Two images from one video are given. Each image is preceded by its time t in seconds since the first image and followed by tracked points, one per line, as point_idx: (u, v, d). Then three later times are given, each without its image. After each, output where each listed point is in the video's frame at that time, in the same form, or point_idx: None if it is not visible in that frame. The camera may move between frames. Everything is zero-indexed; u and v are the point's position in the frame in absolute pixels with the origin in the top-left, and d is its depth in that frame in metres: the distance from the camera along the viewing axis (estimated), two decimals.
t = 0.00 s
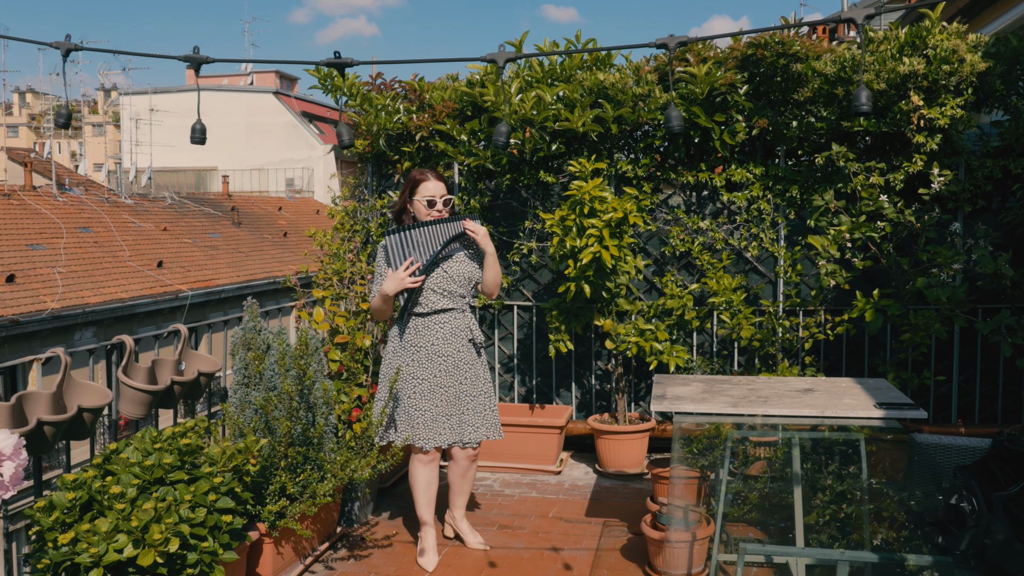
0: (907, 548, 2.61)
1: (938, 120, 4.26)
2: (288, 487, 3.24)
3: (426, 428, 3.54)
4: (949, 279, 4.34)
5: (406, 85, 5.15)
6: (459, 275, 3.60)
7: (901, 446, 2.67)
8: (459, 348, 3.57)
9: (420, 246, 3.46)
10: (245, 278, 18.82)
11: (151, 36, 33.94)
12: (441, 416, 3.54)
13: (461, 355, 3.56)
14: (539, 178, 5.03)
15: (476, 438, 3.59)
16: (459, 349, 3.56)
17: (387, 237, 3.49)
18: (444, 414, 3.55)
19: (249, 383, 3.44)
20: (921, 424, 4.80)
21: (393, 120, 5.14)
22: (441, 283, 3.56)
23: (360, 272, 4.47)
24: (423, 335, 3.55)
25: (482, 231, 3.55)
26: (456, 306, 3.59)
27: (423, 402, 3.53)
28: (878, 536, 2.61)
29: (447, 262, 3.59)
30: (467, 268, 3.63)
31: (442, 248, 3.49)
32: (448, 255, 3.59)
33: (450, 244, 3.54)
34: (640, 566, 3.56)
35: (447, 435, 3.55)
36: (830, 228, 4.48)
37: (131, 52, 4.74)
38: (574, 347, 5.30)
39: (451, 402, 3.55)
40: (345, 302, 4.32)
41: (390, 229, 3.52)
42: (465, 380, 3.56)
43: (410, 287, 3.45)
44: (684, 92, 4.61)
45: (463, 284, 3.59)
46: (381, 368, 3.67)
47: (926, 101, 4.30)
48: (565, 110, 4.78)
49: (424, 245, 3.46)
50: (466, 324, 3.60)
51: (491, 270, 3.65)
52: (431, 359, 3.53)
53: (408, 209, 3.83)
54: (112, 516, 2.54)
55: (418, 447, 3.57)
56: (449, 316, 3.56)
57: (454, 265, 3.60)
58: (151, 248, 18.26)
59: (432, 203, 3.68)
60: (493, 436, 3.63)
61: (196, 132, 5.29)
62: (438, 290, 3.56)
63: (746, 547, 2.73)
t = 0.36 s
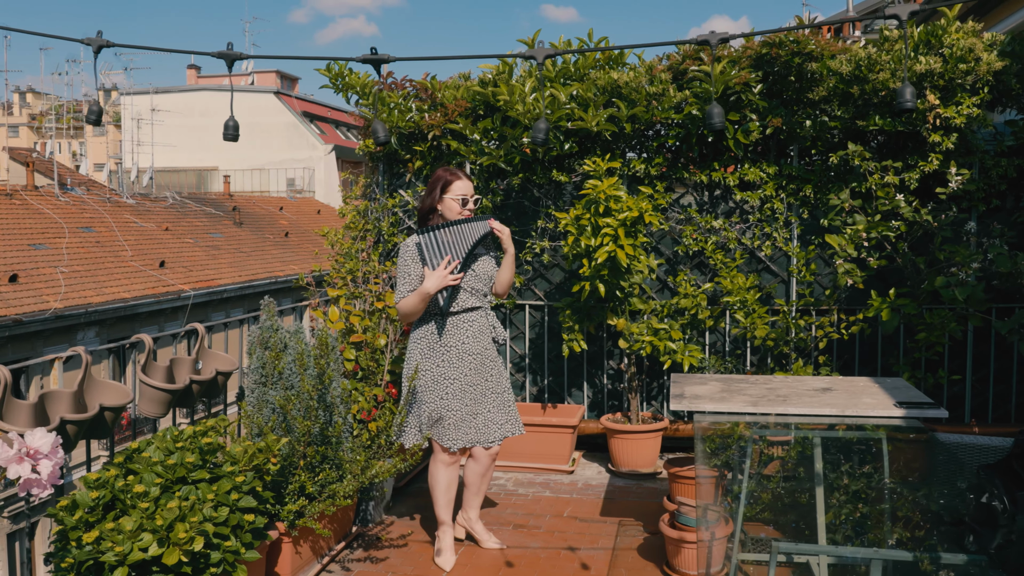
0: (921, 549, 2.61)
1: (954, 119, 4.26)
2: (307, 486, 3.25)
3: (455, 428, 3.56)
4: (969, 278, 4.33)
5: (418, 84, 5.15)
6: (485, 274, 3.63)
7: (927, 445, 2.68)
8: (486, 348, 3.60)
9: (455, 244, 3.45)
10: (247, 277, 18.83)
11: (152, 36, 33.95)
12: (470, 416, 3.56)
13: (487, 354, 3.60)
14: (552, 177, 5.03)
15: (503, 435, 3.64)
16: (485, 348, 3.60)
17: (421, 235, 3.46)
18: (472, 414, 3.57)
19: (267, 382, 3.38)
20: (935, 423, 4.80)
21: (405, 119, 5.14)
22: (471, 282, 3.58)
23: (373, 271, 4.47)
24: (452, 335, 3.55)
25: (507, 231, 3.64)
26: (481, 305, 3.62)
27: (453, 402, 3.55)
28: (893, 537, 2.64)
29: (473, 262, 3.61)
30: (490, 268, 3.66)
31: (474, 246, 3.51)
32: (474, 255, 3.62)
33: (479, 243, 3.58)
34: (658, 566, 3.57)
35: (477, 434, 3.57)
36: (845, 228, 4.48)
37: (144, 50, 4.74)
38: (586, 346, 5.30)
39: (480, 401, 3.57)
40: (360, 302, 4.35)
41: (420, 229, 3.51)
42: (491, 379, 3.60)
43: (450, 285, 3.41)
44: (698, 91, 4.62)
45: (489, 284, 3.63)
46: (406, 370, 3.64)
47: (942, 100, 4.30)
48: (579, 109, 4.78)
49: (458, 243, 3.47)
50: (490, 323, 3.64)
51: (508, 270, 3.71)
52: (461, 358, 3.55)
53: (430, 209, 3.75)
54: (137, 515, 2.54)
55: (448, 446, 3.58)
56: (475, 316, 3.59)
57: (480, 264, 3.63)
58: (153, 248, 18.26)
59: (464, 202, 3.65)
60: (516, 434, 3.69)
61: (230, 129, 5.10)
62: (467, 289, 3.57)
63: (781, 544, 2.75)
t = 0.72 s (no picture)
0: (932, 547, 2.59)
1: (963, 121, 4.30)
2: (323, 486, 3.27)
3: (476, 428, 3.58)
4: (978, 279, 4.35)
5: (427, 86, 5.18)
6: (501, 275, 3.70)
7: (940, 444, 2.71)
8: (500, 348, 3.67)
9: (482, 238, 3.53)
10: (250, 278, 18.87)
11: (153, 37, 33.99)
12: (489, 416, 3.59)
13: (502, 354, 3.67)
14: (561, 178, 5.06)
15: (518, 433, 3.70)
16: (500, 348, 3.66)
17: (452, 226, 3.55)
18: (491, 414, 3.61)
19: (282, 382, 3.44)
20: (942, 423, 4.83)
21: (414, 120, 5.17)
22: (491, 279, 3.64)
23: (384, 272, 4.49)
24: (470, 335, 3.59)
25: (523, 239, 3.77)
26: (497, 306, 3.67)
27: (474, 403, 3.58)
28: (902, 535, 2.63)
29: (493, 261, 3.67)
30: (505, 270, 3.74)
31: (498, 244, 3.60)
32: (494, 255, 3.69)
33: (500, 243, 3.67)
34: (670, 564, 3.60)
35: (496, 433, 3.61)
36: (854, 229, 4.50)
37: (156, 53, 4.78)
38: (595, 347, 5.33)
39: (497, 401, 3.63)
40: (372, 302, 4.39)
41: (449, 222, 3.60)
42: (506, 379, 3.66)
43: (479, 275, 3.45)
44: (707, 92, 4.65)
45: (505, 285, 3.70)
46: (421, 373, 3.65)
47: (951, 102, 4.33)
48: (589, 111, 4.81)
49: (487, 237, 3.55)
50: (504, 325, 3.70)
51: (519, 276, 3.81)
52: (480, 359, 3.59)
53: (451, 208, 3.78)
54: (159, 514, 2.56)
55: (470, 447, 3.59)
56: (492, 315, 3.64)
57: (498, 264, 3.70)
58: (156, 249, 18.29)
59: (489, 202, 3.70)
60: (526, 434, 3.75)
61: (259, 132, 5.04)
62: (487, 286, 3.62)
63: (800, 543, 2.72)
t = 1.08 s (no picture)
0: (933, 544, 2.64)
1: (962, 122, 4.33)
2: (330, 485, 3.30)
3: (480, 429, 3.61)
4: (978, 279, 4.38)
5: (430, 87, 5.21)
6: (505, 280, 3.74)
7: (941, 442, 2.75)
8: (504, 350, 3.70)
9: (488, 242, 3.57)
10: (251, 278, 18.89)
11: (153, 37, 34.00)
12: (493, 418, 3.62)
13: (506, 356, 3.69)
14: (564, 179, 5.09)
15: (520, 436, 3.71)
16: (503, 350, 3.69)
17: (461, 229, 3.61)
18: (495, 415, 3.63)
19: (289, 382, 3.46)
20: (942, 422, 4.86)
21: (418, 121, 5.19)
22: (495, 283, 3.68)
23: (388, 273, 4.52)
24: (473, 337, 3.62)
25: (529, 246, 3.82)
26: (500, 310, 3.70)
27: (477, 404, 3.60)
28: (903, 533, 2.66)
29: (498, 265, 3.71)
30: (509, 276, 3.78)
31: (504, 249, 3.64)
32: (499, 260, 3.73)
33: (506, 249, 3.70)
34: (673, 562, 3.63)
35: (499, 435, 3.63)
36: (855, 229, 4.53)
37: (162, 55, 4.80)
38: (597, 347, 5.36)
39: (501, 402, 3.65)
40: (377, 303, 4.43)
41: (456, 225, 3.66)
42: (510, 381, 3.69)
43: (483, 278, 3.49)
44: (709, 94, 4.68)
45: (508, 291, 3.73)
46: (426, 374, 3.68)
47: (951, 104, 4.37)
48: (592, 112, 4.84)
49: (493, 242, 3.59)
50: (507, 328, 3.73)
51: (523, 282, 3.84)
52: (482, 360, 3.62)
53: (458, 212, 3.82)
54: (169, 513, 2.59)
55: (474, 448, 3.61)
56: (495, 318, 3.67)
57: (503, 269, 3.73)
58: (157, 249, 18.32)
59: (496, 208, 3.76)
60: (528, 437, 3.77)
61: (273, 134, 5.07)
62: (491, 290, 3.66)
63: (805, 540, 2.75)
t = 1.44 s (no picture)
0: (932, 543, 2.64)
1: (961, 123, 4.33)
2: (329, 485, 3.31)
3: (480, 428, 3.60)
4: (977, 279, 4.39)
5: (429, 88, 5.20)
6: (508, 279, 3.75)
7: (940, 441, 2.75)
8: (506, 349, 3.69)
9: (493, 245, 3.56)
10: (249, 279, 18.87)
11: (150, 37, 33.97)
12: (493, 416, 3.61)
13: (507, 356, 3.69)
14: (563, 179, 5.09)
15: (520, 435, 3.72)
16: (505, 350, 3.68)
17: (465, 231, 3.57)
18: (495, 414, 3.62)
19: (288, 382, 3.46)
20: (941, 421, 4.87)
21: (417, 122, 5.19)
22: (498, 283, 3.69)
23: (388, 273, 4.52)
24: (475, 335, 3.62)
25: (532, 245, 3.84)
26: (502, 309, 3.72)
27: (477, 402, 3.59)
28: (903, 533, 2.67)
29: (502, 265, 3.72)
30: (512, 274, 3.79)
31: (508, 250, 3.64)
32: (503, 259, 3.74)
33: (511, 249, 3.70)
34: (673, 562, 3.63)
35: (498, 434, 3.62)
36: (854, 229, 4.54)
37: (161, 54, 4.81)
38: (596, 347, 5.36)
39: (501, 402, 3.64)
40: (376, 303, 4.43)
41: (459, 226, 3.64)
42: (511, 380, 3.68)
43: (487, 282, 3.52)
44: (709, 94, 4.68)
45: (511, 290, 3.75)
46: (428, 372, 3.69)
47: (949, 104, 4.37)
48: (591, 112, 4.84)
49: (498, 244, 3.58)
50: (510, 327, 3.74)
51: (527, 280, 3.86)
52: (483, 359, 3.62)
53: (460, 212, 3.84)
54: (169, 513, 2.59)
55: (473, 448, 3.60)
56: (498, 317, 3.68)
57: (506, 269, 3.74)
58: (155, 250, 18.29)
59: (495, 206, 3.75)
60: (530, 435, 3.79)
61: (273, 134, 5.04)
62: (493, 291, 3.67)
63: (805, 539, 2.74)
